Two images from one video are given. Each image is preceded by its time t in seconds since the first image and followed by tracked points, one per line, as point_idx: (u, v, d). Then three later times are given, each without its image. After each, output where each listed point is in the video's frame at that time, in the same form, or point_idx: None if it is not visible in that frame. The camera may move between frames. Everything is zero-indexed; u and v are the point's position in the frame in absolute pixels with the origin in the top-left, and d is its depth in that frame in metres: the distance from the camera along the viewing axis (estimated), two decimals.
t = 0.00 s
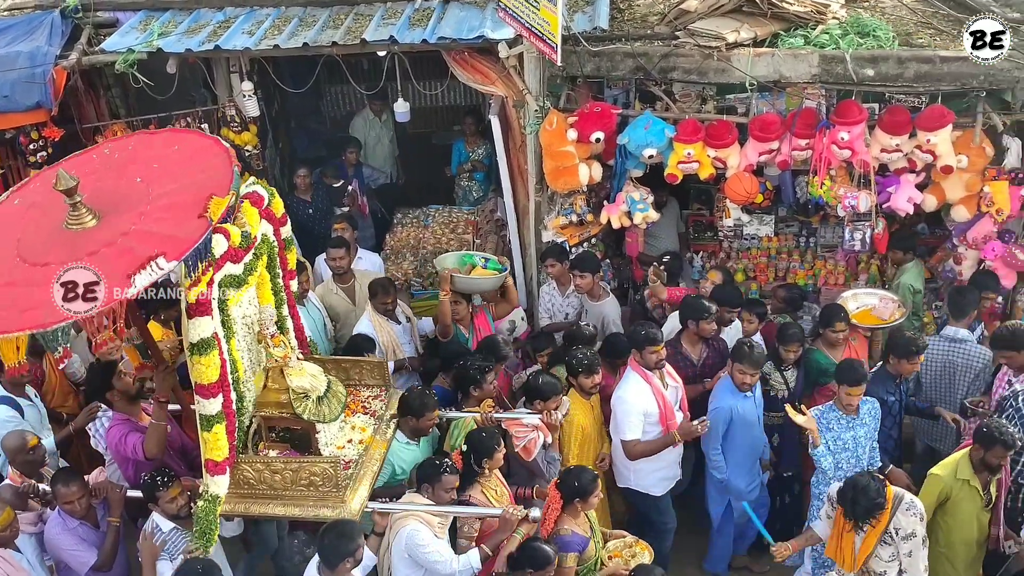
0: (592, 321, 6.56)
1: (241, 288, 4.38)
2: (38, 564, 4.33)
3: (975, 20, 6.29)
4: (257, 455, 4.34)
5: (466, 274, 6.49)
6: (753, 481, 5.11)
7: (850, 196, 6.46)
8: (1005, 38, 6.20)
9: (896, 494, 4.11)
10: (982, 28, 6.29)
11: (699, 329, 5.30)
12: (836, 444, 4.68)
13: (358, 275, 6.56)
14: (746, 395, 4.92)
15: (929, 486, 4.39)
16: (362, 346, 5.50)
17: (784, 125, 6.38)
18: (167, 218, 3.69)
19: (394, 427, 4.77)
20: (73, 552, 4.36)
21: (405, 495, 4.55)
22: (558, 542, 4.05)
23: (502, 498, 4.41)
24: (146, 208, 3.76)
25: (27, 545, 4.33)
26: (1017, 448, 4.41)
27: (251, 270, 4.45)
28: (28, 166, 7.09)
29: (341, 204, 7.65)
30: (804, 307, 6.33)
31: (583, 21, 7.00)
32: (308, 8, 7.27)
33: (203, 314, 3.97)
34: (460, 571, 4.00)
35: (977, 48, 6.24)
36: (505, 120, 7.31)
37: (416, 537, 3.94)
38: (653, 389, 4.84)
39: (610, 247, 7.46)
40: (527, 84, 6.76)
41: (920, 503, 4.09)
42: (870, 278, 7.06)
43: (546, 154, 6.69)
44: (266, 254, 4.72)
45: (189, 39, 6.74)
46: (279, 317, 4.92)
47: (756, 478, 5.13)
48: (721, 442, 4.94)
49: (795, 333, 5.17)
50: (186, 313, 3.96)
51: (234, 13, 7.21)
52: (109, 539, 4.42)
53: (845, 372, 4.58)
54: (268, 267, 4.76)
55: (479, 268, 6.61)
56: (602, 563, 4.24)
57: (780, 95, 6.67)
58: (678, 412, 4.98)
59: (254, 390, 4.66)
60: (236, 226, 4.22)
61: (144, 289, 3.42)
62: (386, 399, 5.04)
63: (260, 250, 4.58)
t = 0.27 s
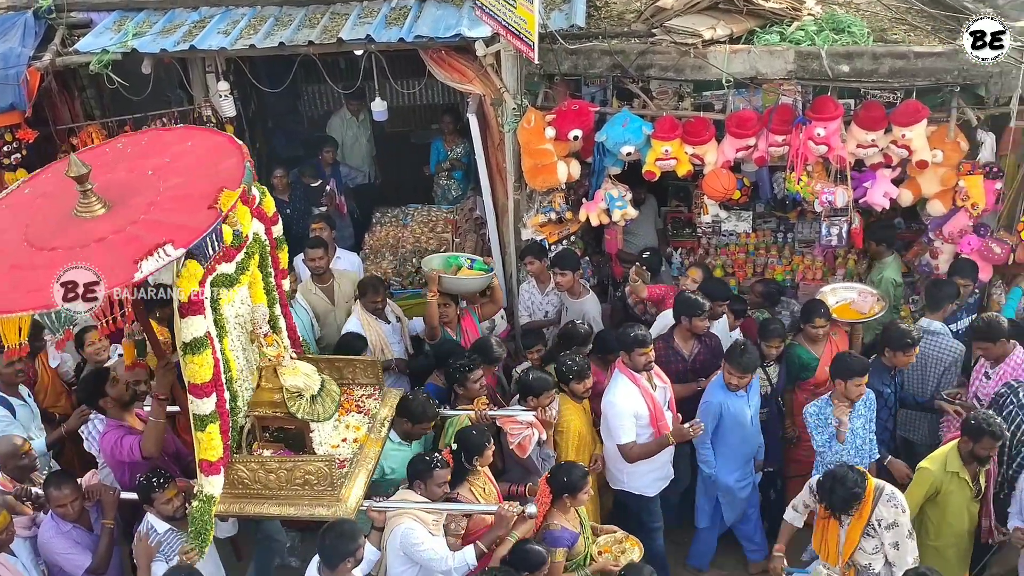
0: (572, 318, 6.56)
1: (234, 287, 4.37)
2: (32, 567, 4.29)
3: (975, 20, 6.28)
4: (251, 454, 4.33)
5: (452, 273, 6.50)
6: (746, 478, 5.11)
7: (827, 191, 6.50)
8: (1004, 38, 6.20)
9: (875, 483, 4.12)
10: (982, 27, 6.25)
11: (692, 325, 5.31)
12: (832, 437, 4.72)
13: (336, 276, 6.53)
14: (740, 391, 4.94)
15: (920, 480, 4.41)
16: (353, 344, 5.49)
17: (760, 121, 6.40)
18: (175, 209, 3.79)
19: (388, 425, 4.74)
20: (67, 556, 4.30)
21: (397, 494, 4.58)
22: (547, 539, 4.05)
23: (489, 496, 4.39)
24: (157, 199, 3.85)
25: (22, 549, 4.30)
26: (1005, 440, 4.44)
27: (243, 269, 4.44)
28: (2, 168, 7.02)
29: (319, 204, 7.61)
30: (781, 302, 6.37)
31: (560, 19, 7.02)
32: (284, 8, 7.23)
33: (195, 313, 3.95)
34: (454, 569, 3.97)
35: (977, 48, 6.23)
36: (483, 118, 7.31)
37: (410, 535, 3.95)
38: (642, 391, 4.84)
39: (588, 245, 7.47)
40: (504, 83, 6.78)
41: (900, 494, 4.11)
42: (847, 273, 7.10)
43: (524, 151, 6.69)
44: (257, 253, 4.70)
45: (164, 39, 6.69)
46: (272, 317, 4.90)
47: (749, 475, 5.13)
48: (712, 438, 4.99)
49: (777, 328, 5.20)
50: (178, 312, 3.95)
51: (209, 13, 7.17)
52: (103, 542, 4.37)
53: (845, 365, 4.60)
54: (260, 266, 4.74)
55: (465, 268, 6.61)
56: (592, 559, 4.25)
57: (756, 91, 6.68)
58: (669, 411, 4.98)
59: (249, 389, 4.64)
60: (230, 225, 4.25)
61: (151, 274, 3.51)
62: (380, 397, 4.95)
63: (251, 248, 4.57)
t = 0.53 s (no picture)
0: (547, 315, 6.56)
1: (222, 287, 4.34)
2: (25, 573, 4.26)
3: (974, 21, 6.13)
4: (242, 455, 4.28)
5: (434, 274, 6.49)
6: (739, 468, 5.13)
7: (797, 185, 6.55)
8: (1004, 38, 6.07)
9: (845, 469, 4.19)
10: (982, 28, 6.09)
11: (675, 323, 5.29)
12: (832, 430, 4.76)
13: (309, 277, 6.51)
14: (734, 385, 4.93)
15: (903, 475, 4.44)
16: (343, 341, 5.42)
17: (730, 116, 6.43)
18: (186, 194, 3.80)
19: (378, 426, 4.73)
20: (58, 561, 4.28)
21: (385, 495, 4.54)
22: (537, 536, 4.03)
23: (476, 493, 4.39)
24: (165, 184, 3.85)
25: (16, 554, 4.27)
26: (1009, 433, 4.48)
27: (231, 269, 4.42)
28: None
29: (290, 203, 7.57)
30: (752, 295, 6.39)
31: (530, 15, 6.96)
32: (252, 6, 7.18)
33: (184, 312, 3.93)
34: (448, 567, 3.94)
35: (977, 49, 6.12)
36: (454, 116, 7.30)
37: (403, 534, 3.92)
38: (628, 392, 4.84)
39: (562, 241, 7.48)
40: (475, 80, 6.75)
41: (879, 483, 4.15)
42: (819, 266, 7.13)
43: (497, 148, 6.67)
44: (245, 253, 4.67)
45: (131, 39, 6.63)
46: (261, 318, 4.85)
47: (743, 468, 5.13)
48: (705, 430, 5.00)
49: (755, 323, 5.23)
50: (167, 311, 3.92)
51: (177, 12, 7.11)
52: (95, 546, 4.33)
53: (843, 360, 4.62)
54: (248, 267, 4.71)
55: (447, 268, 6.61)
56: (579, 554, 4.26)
57: (726, 86, 6.68)
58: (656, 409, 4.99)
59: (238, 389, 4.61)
60: (217, 226, 4.21)
61: (160, 252, 3.49)
62: (371, 399, 4.93)
63: (239, 249, 4.55)
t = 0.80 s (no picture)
0: (522, 312, 6.57)
1: (209, 287, 4.30)
2: None
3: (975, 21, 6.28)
4: (231, 456, 4.23)
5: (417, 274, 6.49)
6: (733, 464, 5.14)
7: (766, 178, 6.53)
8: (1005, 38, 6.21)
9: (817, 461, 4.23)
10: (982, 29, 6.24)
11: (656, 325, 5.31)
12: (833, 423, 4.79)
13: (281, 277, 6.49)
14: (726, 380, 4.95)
15: (883, 474, 4.47)
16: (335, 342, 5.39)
17: (700, 111, 6.47)
18: (191, 179, 3.76)
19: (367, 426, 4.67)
20: (45, 565, 4.22)
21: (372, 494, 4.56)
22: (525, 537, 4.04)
23: (467, 492, 4.44)
24: (169, 171, 3.81)
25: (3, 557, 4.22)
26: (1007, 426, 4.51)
27: (219, 268, 4.40)
28: None
29: (261, 203, 7.52)
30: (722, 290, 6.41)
31: (498, 12, 6.95)
32: (220, 5, 7.12)
33: (172, 312, 3.88)
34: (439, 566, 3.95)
35: (978, 48, 6.21)
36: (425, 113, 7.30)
37: (392, 534, 3.91)
38: (614, 393, 4.84)
39: (534, 238, 7.49)
40: (445, 77, 6.75)
41: (858, 475, 4.19)
42: (788, 259, 7.18)
43: (467, 145, 6.66)
44: (233, 253, 4.65)
45: (97, 38, 6.56)
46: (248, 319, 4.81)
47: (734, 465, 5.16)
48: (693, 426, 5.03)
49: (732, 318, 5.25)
50: (154, 311, 3.87)
51: (142, 11, 7.04)
52: (81, 549, 4.28)
53: (841, 356, 4.64)
54: (236, 266, 4.68)
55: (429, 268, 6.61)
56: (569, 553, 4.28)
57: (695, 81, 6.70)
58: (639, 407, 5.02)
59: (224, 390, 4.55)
60: (203, 224, 4.15)
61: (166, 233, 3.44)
62: (359, 398, 4.89)
63: (227, 248, 4.52)
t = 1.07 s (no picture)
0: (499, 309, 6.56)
1: (196, 286, 4.27)
2: None
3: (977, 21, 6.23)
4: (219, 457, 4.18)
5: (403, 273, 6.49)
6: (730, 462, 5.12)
7: (740, 174, 6.61)
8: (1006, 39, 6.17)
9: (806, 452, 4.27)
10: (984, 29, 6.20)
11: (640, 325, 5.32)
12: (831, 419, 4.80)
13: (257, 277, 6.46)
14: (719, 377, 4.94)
15: (864, 465, 4.53)
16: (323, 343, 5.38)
17: (674, 107, 6.49)
18: (188, 168, 3.74)
19: (356, 425, 4.63)
20: (31, 568, 4.19)
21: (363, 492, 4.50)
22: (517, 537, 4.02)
23: (461, 490, 4.45)
24: (165, 161, 3.79)
25: None
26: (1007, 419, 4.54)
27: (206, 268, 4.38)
28: None
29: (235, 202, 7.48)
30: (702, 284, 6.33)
31: (472, 10, 6.97)
32: (191, 4, 7.06)
33: (158, 313, 3.86)
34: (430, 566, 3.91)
35: (979, 49, 6.21)
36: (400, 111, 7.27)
37: (382, 534, 3.90)
38: (601, 390, 4.85)
39: (511, 235, 7.49)
40: (419, 75, 6.74)
41: (850, 467, 4.24)
42: (763, 254, 7.21)
43: (442, 143, 6.65)
44: (219, 252, 4.63)
45: (67, 38, 6.50)
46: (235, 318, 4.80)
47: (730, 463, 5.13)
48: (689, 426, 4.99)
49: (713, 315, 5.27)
50: (140, 312, 3.85)
51: (113, 11, 6.98)
52: (67, 551, 4.25)
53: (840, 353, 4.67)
54: (223, 266, 4.66)
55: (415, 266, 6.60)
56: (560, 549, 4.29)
57: (670, 77, 6.76)
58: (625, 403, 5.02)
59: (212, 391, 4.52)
60: (190, 223, 4.13)
61: (164, 221, 3.44)
62: (348, 398, 4.86)
63: (213, 249, 4.52)
